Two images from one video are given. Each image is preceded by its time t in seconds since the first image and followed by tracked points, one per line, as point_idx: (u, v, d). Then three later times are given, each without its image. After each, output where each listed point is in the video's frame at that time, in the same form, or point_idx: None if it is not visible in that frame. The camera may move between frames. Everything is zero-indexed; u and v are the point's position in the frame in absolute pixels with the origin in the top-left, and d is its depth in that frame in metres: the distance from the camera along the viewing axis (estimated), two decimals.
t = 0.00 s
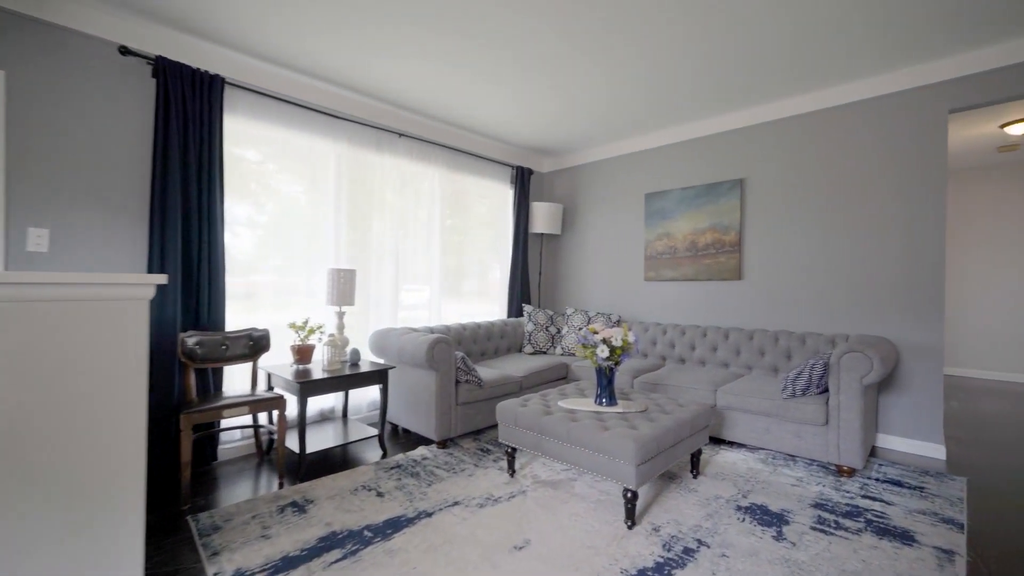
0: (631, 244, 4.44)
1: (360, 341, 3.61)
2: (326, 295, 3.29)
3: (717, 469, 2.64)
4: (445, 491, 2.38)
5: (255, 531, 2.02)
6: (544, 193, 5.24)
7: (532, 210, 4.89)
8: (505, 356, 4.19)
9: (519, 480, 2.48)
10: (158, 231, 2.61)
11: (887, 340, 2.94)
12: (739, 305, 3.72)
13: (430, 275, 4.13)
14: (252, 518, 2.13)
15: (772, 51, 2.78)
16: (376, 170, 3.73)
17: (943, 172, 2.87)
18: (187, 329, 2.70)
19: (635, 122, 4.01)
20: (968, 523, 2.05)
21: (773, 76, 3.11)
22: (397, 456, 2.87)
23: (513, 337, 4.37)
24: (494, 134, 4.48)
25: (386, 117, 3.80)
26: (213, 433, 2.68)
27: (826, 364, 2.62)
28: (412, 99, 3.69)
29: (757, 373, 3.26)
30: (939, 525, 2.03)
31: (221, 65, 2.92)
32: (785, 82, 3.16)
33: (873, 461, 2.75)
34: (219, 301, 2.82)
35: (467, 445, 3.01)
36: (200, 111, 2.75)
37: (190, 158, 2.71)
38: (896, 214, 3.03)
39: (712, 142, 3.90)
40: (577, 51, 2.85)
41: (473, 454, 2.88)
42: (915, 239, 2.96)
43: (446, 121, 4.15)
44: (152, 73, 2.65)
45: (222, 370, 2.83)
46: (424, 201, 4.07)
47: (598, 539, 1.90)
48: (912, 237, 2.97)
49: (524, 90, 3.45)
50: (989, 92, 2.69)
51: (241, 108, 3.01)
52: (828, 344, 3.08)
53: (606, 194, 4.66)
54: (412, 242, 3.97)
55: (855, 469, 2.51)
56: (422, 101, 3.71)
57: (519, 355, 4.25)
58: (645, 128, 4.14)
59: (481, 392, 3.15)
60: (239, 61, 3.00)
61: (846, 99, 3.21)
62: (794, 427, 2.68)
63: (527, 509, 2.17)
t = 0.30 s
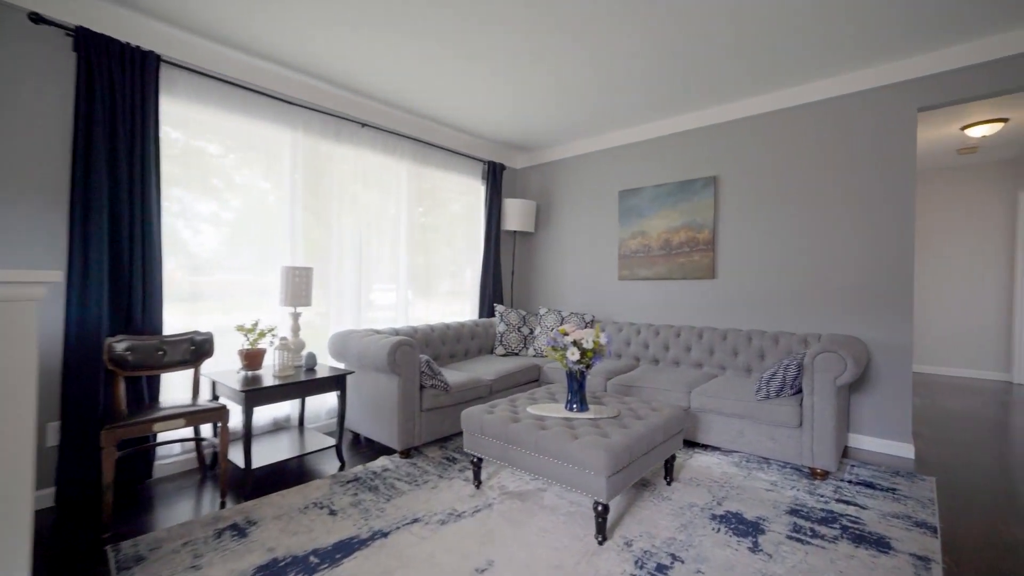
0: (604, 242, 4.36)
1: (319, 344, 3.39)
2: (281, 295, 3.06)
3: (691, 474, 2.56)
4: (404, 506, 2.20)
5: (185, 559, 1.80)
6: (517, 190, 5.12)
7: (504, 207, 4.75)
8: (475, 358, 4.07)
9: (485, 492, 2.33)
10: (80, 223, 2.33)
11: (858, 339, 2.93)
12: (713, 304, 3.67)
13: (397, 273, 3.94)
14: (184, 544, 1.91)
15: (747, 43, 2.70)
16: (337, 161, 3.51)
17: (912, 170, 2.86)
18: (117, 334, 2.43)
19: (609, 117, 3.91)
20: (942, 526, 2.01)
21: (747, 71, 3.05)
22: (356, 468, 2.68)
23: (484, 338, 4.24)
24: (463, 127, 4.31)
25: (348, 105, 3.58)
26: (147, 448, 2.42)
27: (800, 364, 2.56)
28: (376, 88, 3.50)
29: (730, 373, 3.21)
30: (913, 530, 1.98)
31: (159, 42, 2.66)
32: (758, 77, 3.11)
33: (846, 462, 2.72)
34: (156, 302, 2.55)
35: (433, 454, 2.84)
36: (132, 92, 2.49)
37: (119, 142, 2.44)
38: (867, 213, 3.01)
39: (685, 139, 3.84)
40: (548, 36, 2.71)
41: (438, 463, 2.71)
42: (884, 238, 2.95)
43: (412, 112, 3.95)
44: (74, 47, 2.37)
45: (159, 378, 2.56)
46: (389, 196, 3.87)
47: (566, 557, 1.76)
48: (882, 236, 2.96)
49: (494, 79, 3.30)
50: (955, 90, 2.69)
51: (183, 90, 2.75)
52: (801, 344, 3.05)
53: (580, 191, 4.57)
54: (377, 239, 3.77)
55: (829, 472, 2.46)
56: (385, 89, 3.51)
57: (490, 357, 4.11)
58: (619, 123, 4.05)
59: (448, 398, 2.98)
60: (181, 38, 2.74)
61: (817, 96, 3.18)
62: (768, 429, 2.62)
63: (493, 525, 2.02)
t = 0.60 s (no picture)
0: (576, 243, 4.27)
1: (272, 350, 3.15)
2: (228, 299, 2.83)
3: (662, 483, 2.47)
4: (357, 529, 2.02)
5: None
6: (487, 188, 4.98)
7: (474, 206, 4.60)
8: (442, 363, 3.92)
9: (446, 509, 2.17)
10: None
11: (827, 342, 2.92)
12: (684, 306, 3.62)
13: (359, 274, 3.73)
14: None
15: (720, 40, 2.64)
16: (292, 155, 3.29)
17: (878, 173, 2.87)
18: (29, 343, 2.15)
19: (581, 114, 3.81)
20: (911, 534, 1.98)
21: (719, 69, 2.99)
22: (309, 485, 2.48)
23: (451, 342, 4.10)
24: (430, 122, 4.13)
25: (305, 95, 3.34)
26: (66, 469, 2.15)
27: (771, 368, 2.50)
28: (335, 78, 3.28)
29: (702, 377, 3.16)
30: (884, 538, 1.94)
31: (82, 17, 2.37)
32: (730, 75, 3.06)
33: (816, 465, 2.70)
34: (78, 307, 2.29)
35: (394, 468, 2.66)
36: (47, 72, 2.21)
37: (32, 128, 2.17)
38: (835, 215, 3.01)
39: (657, 139, 3.78)
40: (516, 29, 2.57)
41: (399, 478, 2.54)
42: (852, 240, 2.95)
43: (376, 105, 3.75)
44: None
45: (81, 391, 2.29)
46: (350, 193, 3.66)
47: None
48: (850, 238, 2.95)
49: (461, 73, 3.14)
50: (920, 93, 2.70)
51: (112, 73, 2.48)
52: (772, 347, 3.02)
53: (552, 190, 4.46)
54: (337, 238, 3.56)
55: (800, 478, 2.42)
56: (344, 79, 3.29)
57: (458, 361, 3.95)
58: (591, 120, 3.96)
59: (410, 407, 2.81)
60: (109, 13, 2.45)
61: (786, 97, 3.16)
62: (740, 435, 2.56)
63: (453, 547, 1.86)
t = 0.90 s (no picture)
0: (547, 241, 4.16)
1: (218, 355, 2.90)
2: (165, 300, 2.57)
3: (635, 491, 2.37)
4: (303, 554, 1.83)
5: None
6: (457, 184, 4.81)
7: (442, 202, 4.42)
8: (407, 366, 3.73)
9: (404, 528, 2.00)
10: None
11: (797, 341, 2.89)
12: (656, 306, 3.56)
13: (316, 273, 3.50)
14: None
15: (691, 33, 2.57)
16: (240, 144, 3.03)
17: (846, 172, 2.86)
18: None
19: (552, 108, 3.70)
20: (884, 538, 1.94)
21: (690, 64, 2.93)
22: (254, 504, 2.25)
23: (417, 344, 3.91)
24: (395, 113, 3.94)
25: (255, 79, 3.09)
26: None
27: (744, 370, 2.44)
28: (288, 63, 3.05)
29: (674, 378, 3.10)
30: (858, 544, 1.89)
31: None
32: (701, 70, 3.00)
33: (787, 468, 2.66)
34: None
35: (350, 481, 2.46)
36: None
37: None
38: (804, 214, 2.99)
39: (629, 135, 3.71)
40: (481, 12, 2.42)
41: (355, 493, 2.34)
42: (821, 239, 2.94)
43: (334, 93, 3.52)
44: None
45: None
46: (307, 186, 3.43)
47: None
48: (820, 237, 2.94)
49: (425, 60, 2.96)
50: (887, 93, 2.70)
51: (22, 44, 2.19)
52: (743, 347, 2.98)
53: (523, 188, 4.34)
54: (291, 234, 3.32)
55: (772, 481, 2.37)
56: (298, 64, 3.06)
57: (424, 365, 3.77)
58: (562, 115, 3.85)
59: (369, 416, 2.62)
60: None
61: (757, 94, 3.13)
62: (712, 438, 2.49)
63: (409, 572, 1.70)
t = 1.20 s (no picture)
0: (517, 240, 4.02)
1: (152, 363, 2.61)
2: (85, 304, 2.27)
3: (607, 503, 2.25)
4: None
5: None
6: (423, 180, 4.61)
7: (407, 199, 4.21)
8: (369, 372, 3.51)
9: (356, 555, 1.81)
10: None
11: (768, 343, 2.86)
12: (628, 307, 3.47)
13: (268, 272, 3.23)
14: None
15: (663, 26, 2.48)
16: (177, 129, 2.74)
17: (816, 173, 2.85)
18: None
19: (522, 102, 3.56)
20: (858, 546, 1.89)
21: (663, 60, 2.85)
22: (186, 533, 2.01)
23: (380, 348, 3.69)
24: (356, 103, 3.70)
25: (195, 60, 2.80)
26: None
27: (717, 374, 2.36)
28: (233, 42, 2.78)
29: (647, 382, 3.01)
30: (834, 554, 1.82)
31: None
32: (674, 66, 2.93)
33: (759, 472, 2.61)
34: None
35: (297, 503, 2.25)
36: None
37: None
38: (774, 214, 2.96)
39: (600, 132, 3.61)
40: None
41: (304, 516, 2.13)
42: (790, 240, 2.91)
43: (288, 77, 3.26)
44: None
45: None
46: (257, 178, 3.16)
47: None
48: (790, 238, 2.91)
49: (384, 45, 2.75)
50: (856, 93, 2.68)
51: None
52: (715, 349, 2.92)
53: (492, 184, 4.18)
54: (239, 229, 3.05)
55: (746, 488, 2.30)
56: (243, 43, 2.79)
57: (386, 370, 3.55)
58: (532, 110, 3.72)
59: (321, 429, 2.40)
60: None
61: (729, 92, 3.08)
62: (685, 445, 2.41)
63: None
